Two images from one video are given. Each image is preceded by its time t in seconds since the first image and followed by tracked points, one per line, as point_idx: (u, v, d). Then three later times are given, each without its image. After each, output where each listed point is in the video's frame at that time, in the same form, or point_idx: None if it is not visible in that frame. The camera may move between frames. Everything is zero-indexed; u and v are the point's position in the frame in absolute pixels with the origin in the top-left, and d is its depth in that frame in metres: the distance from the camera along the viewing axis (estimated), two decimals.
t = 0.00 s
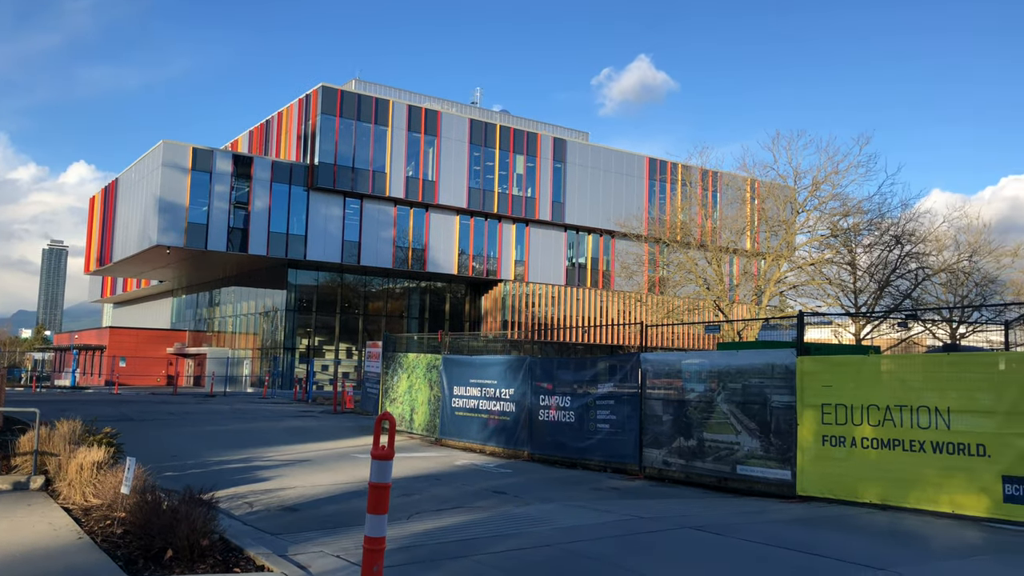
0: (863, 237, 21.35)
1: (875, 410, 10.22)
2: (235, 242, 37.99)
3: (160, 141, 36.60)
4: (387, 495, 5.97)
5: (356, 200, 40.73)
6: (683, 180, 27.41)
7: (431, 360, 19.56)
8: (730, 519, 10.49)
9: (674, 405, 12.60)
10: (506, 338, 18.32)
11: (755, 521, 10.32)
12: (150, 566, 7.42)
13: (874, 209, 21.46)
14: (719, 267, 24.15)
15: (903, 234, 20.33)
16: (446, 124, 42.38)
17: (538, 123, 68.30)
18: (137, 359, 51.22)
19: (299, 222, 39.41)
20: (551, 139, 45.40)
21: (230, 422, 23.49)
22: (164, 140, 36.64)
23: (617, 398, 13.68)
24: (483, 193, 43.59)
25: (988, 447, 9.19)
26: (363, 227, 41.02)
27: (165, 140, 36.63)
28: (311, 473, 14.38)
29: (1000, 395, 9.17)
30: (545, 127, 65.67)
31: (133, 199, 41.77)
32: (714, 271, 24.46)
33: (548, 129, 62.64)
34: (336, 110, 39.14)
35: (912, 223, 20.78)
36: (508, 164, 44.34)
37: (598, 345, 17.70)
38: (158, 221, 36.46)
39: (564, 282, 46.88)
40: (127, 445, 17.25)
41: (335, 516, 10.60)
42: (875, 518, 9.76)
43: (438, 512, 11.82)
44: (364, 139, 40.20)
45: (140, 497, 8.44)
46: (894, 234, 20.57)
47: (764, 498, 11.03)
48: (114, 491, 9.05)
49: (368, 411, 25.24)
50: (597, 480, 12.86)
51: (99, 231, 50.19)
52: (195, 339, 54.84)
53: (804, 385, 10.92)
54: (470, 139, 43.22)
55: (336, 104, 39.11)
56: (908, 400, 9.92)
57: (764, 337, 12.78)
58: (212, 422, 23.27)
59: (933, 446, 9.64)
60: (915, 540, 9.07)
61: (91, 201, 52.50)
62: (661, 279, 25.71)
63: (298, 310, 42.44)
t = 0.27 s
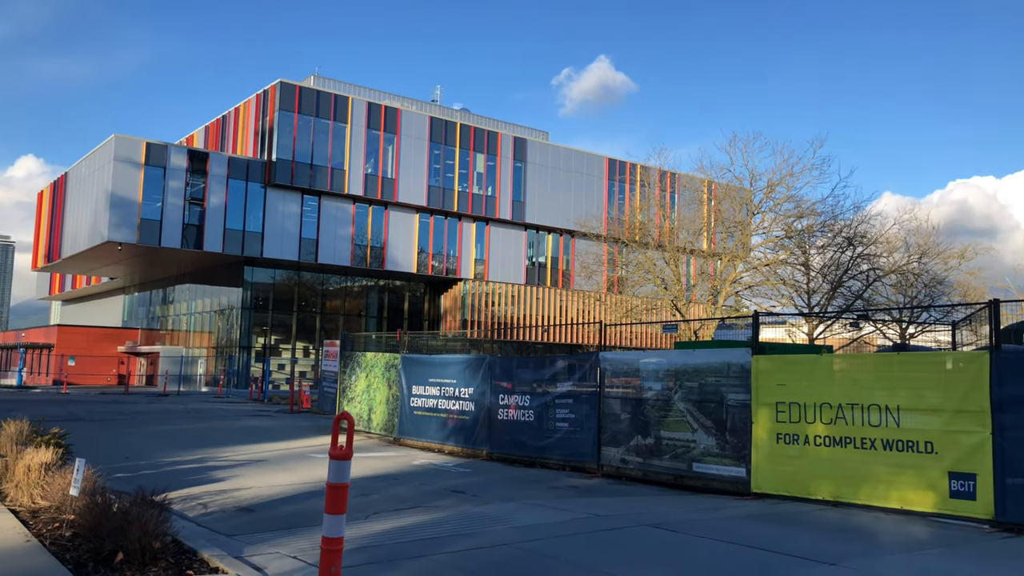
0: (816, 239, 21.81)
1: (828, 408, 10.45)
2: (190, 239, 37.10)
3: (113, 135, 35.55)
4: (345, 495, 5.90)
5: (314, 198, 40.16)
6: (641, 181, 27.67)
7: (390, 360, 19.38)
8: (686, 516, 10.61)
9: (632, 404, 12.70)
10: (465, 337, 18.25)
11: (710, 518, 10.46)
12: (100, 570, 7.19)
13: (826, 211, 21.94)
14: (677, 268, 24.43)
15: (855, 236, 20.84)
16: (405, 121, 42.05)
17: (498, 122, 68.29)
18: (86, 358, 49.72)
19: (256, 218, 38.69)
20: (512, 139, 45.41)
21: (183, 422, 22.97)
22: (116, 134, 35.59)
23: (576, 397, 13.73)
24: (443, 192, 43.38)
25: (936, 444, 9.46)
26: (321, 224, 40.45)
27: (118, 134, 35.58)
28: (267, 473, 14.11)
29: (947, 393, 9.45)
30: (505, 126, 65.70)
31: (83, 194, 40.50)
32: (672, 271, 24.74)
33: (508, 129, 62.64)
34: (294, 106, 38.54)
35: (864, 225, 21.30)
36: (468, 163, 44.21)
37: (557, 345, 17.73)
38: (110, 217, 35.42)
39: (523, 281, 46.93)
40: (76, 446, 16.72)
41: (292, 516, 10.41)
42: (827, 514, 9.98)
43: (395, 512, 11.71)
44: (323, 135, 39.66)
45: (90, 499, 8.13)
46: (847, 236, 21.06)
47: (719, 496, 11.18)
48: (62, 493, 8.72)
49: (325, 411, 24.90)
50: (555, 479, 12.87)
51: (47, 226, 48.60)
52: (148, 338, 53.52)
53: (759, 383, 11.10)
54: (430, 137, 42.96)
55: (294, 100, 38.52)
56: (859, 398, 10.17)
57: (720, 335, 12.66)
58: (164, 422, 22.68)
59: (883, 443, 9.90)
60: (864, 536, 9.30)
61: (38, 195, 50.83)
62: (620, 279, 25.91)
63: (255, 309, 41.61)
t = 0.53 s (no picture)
0: (765, 240, 22.23)
1: (776, 406, 10.62)
2: (138, 235, 35.94)
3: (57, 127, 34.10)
4: (297, 496, 5.70)
5: (266, 194, 39.31)
6: (596, 182, 27.83)
7: (343, 358, 19.06)
8: (637, 513, 10.66)
9: (585, 402, 12.71)
10: (419, 336, 18.05)
11: (662, 515, 10.54)
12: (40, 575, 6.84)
13: (775, 213, 22.39)
14: (631, 267, 24.64)
15: (803, 237, 21.32)
16: (360, 118, 41.50)
17: (454, 120, 68.01)
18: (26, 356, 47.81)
19: (206, 214, 37.68)
20: (467, 137, 45.24)
21: (128, 422, 22.21)
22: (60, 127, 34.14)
23: (531, 396, 13.68)
24: (397, 189, 42.95)
25: (880, 441, 9.69)
26: (273, 221, 39.61)
27: (62, 127, 34.15)
28: (216, 474, 13.71)
29: (891, 392, 9.69)
30: (461, 125, 65.47)
31: (23, 187, 38.91)
32: (625, 271, 24.93)
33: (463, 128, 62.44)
34: (246, 101, 37.73)
35: (811, 227, 21.79)
36: (423, 161, 43.88)
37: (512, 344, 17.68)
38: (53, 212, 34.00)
39: (478, 280, 46.78)
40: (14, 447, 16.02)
41: (242, 517, 10.12)
42: (774, 511, 10.14)
43: (347, 512, 11.48)
44: (275, 131, 38.87)
45: (32, 500, 7.76)
46: (795, 237, 21.52)
47: (669, 493, 11.28)
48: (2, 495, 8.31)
49: (277, 410, 24.37)
50: (508, 478, 12.80)
51: None
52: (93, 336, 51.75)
53: (710, 382, 11.22)
54: (385, 135, 42.49)
55: (246, 95, 37.70)
56: (807, 396, 10.35)
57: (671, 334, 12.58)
58: (109, 422, 21.87)
59: (829, 441, 10.10)
60: (810, 531, 9.48)
61: None
62: (574, 278, 26.00)
63: (204, 307, 40.45)
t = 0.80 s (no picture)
0: (716, 241, 22.57)
1: (726, 404, 10.75)
2: (83, 231, 34.65)
3: None
4: (247, 496, 5.55)
5: (217, 190, 38.31)
6: (552, 182, 27.89)
7: (295, 357, 18.67)
8: (591, 511, 10.68)
9: (540, 401, 12.69)
10: (373, 334, 17.80)
11: (615, 512, 10.58)
12: None
13: (727, 215, 22.75)
14: (585, 267, 24.75)
15: (753, 238, 21.72)
16: (314, 114, 40.80)
17: (409, 118, 67.48)
18: None
19: (155, 210, 36.54)
20: (422, 135, 44.89)
21: (69, 422, 21.39)
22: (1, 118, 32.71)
23: (485, 395, 13.59)
24: (352, 186, 42.37)
25: (826, 438, 9.90)
26: (224, 217, 38.64)
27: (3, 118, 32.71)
28: (164, 475, 13.26)
29: (837, 390, 9.89)
30: (416, 122, 64.99)
31: None
32: (580, 270, 25.04)
33: (418, 125, 61.95)
34: (197, 95, 36.71)
35: (761, 228, 22.20)
36: (378, 158, 43.37)
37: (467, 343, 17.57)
38: None
39: (433, 279, 46.48)
40: None
41: (190, 519, 9.79)
42: (724, 507, 10.27)
43: (299, 513, 11.23)
44: (227, 126, 37.93)
45: None
46: (745, 238, 21.92)
47: (622, 490, 11.34)
48: None
49: (227, 410, 23.76)
50: (462, 477, 12.69)
51: None
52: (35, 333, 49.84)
53: (662, 381, 11.30)
54: (339, 131, 41.87)
55: (197, 89, 36.69)
56: (756, 394, 10.50)
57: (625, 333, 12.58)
58: (52, 422, 20.99)
59: (778, 438, 10.27)
60: (759, 527, 9.63)
61: None
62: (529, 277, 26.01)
63: (152, 304, 39.40)
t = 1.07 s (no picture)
0: (677, 241, 22.89)
1: (686, 402, 10.85)
2: (35, 227, 33.47)
3: None
4: (205, 497, 5.42)
5: (176, 186, 37.42)
6: (515, 181, 27.87)
7: (254, 356, 18.33)
8: (552, 509, 10.70)
9: (502, 400, 12.65)
10: (334, 333, 17.56)
11: (576, 510, 10.61)
12: None
13: (687, 215, 23.01)
14: (548, 266, 24.78)
15: (714, 239, 22.02)
16: (275, 110, 40.14)
17: (371, 115, 66.88)
18: None
19: (110, 206, 35.57)
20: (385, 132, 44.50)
21: (18, 423, 20.69)
22: None
23: (447, 394, 13.50)
24: (313, 184, 41.80)
25: (784, 436, 10.06)
26: (182, 214, 37.74)
27: None
28: (119, 476, 12.89)
29: (794, 389, 10.06)
30: (378, 120, 64.42)
31: None
32: (543, 269, 25.09)
33: (381, 123, 61.39)
34: (155, 89, 35.81)
35: (721, 229, 22.51)
36: (340, 155, 42.85)
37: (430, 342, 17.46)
38: None
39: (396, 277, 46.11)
40: None
41: (146, 520, 9.53)
42: (684, 505, 10.38)
43: (258, 513, 11.00)
44: (186, 122, 37.06)
45: None
46: (705, 239, 22.22)
47: (583, 489, 11.37)
48: None
49: (184, 409, 23.22)
50: (424, 476, 12.60)
51: None
52: None
53: (623, 379, 11.37)
54: (301, 128, 41.26)
55: (155, 84, 35.78)
56: (715, 393, 10.62)
57: (587, 332, 12.50)
58: None
59: (736, 436, 10.40)
60: (718, 525, 9.76)
61: None
62: (492, 276, 25.96)
63: (107, 302, 38.43)
